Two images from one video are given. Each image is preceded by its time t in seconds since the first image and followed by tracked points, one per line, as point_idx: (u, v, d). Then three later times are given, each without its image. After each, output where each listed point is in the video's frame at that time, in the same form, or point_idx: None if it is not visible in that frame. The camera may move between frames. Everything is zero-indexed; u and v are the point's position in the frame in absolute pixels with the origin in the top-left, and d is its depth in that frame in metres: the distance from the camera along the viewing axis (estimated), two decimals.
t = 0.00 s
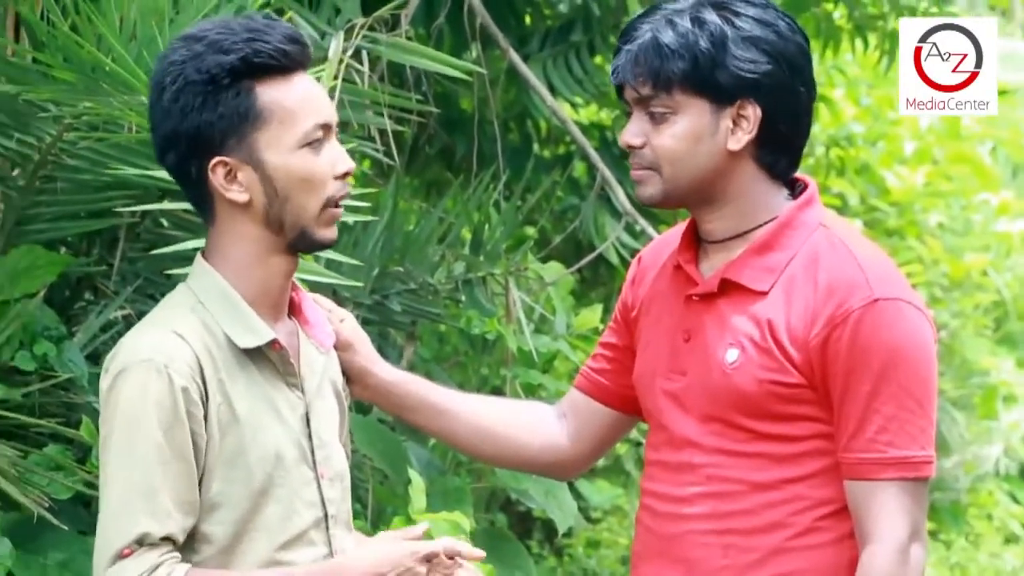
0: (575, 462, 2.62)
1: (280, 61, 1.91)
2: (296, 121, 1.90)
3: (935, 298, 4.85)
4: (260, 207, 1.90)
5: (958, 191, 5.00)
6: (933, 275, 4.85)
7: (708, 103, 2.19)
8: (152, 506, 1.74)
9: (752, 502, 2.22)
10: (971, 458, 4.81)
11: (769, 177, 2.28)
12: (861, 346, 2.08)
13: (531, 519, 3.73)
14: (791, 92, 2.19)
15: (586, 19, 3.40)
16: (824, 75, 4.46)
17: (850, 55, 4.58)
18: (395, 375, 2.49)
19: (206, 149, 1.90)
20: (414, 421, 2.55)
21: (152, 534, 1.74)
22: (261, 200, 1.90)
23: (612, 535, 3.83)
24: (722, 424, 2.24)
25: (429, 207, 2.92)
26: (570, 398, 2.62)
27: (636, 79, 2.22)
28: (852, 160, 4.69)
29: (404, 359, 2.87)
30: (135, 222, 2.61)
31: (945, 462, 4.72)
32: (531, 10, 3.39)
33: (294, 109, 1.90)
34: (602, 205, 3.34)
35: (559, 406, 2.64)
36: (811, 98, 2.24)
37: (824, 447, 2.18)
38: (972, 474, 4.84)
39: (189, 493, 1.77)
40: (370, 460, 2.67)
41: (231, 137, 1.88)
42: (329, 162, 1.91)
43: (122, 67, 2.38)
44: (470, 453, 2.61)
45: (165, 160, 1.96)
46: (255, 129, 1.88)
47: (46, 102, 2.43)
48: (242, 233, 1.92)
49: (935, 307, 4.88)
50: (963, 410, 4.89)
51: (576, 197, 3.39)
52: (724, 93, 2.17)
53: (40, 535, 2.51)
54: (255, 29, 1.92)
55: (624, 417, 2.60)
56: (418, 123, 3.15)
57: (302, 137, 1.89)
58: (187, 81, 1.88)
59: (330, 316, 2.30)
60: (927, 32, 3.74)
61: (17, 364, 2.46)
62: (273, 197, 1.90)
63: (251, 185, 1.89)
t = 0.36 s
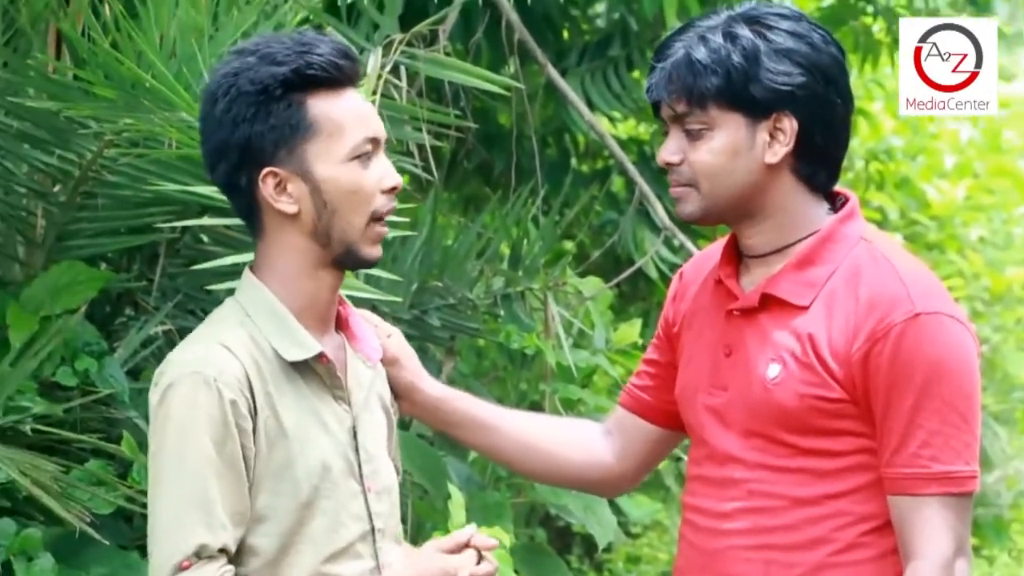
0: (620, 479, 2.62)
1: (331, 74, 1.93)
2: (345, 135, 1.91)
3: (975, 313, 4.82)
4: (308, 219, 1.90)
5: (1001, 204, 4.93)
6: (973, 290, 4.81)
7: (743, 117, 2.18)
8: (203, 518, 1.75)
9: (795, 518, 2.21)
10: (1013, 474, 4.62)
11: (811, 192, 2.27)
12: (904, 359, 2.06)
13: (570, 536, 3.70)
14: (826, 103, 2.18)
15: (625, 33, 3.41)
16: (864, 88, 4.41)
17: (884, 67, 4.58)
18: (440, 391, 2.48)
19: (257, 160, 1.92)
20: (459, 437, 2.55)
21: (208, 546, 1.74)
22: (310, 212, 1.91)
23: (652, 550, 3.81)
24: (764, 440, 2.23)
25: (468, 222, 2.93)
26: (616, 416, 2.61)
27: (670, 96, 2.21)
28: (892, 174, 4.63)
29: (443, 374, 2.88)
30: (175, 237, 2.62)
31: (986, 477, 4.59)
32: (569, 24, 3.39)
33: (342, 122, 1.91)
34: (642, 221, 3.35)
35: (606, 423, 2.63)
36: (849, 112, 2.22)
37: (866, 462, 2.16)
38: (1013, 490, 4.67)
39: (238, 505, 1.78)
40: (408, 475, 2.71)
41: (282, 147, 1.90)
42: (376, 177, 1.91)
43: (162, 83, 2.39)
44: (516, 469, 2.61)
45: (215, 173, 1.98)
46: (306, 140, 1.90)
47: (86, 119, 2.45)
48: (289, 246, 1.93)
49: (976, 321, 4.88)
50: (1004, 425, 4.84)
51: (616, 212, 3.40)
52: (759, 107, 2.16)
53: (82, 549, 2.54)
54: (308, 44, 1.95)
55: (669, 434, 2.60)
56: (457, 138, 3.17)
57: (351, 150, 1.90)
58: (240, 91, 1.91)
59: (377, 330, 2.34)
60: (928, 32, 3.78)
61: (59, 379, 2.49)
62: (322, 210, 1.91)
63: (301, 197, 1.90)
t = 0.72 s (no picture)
0: (669, 497, 2.60)
1: (386, 91, 1.96)
2: (398, 152, 1.93)
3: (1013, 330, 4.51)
4: (359, 233, 1.93)
5: None
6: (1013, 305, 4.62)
7: (783, 130, 2.17)
8: (240, 527, 1.79)
9: (831, 531, 2.20)
10: None
11: (851, 206, 2.25)
12: (939, 373, 2.06)
13: (604, 551, 3.64)
14: (868, 117, 2.17)
15: (659, 47, 3.41)
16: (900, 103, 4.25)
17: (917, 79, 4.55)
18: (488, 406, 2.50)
19: (311, 174, 1.95)
20: (506, 453, 2.56)
21: (246, 555, 1.78)
22: (361, 226, 1.93)
23: (687, 566, 3.76)
24: (800, 453, 2.22)
25: (502, 237, 2.94)
26: (661, 434, 2.60)
27: (711, 108, 2.22)
28: (927, 188, 4.50)
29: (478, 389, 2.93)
30: (211, 253, 2.65)
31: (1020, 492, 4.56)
32: (603, 40, 3.39)
33: (398, 138, 1.94)
34: (675, 236, 3.34)
35: (652, 441, 2.62)
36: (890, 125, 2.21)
37: (902, 475, 2.15)
38: None
39: (277, 515, 1.81)
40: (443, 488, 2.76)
41: (335, 162, 1.93)
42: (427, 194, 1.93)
43: (198, 98, 2.40)
44: (565, 487, 2.61)
45: (269, 187, 2.02)
46: (359, 154, 1.93)
47: (123, 136, 2.46)
48: (339, 260, 1.95)
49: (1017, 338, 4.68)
50: None
51: (650, 227, 3.40)
52: (799, 120, 2.16)
53: (119, 562, 2.55)
54: (365, 60, 1.98)
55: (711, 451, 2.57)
56: (491, 153, 3.18)
57: (404, 166, 1.93)
58: (296, 105, 1.95)
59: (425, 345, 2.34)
60: (927, 32, 3.54)
61: (94, 395, 2.51)
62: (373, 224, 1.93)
63: (352, 211, 1.93)
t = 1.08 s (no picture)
0: (677, 501, 2.61)
1: (398, 96, 1.96)
2: (410, 157, 1.93)
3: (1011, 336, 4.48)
4: (370, 238, 1.93)
5: None
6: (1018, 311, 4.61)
7: (795, 136, 2.18)
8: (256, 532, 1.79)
9: (839, 535, 2.20)
10: None
11: (862, 212, 2.26)
12: (948, 378, 2.06)
13: (611, 556, 3.60)
14: (879, 121, 2.18)
15: (667, 53, 3.41)
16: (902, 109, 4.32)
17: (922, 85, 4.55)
18: (500, 411, 2.50)
19: (321, 178, 1.95)
20: (517, 457, 2.56)
21: (260, 560, 1.78)
22: (371, 230, 1.93)
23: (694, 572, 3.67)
24: (807, 455, 2.22)
25: (510, 241, 2.94)
26: (671, 437, 2.60)
27: (722, 114, 2.23)
28: (934, 194, 4.54)
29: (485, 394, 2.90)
30: (217, 257, 2.65)
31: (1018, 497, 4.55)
32: (610, 45, 3.39)
33: (408, 144, 1.93)
34: (682, 240, 3.34)
35: (662, 444, 2.62)
36: (900, 128, 2.23)
37: (910, 479, 2.15)
38: None
39: (290, 519, 1.82)
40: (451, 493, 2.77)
41: (345, 167, 1.93)
42: (440, 199, 1.93)
43: (205, 103, 2.39)
44: (575, 490, 2.61)
45: (283, 190, 2.02)
46: (370, 159, 1.92)
47: (130, 140, 2.47)
48: (351, 265, 1.95)
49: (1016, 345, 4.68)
50: None
51: (657, 231, 3.40)
52: (810, 125, 2.17)
53: (125, 567, 2.54)
54: (379, 65, 1.98)
55: (721, 455, 2.57)
56: (498, 158, 3.19)
57: (415, 171, 1.93)
58: (309, 110, 1.95)
59: (436, 350, 2.34)
60: (926, 32, 3.32)
61: (100, 399, 2.50)
62: (383, 229, 1.93)
63: (362, 216, 1.93)
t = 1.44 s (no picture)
0: (642, 501, 2.62)
1: (358, 101, 1.94)
2: (369, 161, 1.92)
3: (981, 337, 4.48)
4: (328, 242, 1.93)
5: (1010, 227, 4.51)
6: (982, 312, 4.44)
7: (770, 140, 2.18)
8: (224, 539, 1.79)
9: (807, 535, 2.21)
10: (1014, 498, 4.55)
11: (833, 215, 2.26)
12: (918, 382, 2.06)
13: (579, 559, 3.57)
14: (853, 127, 2.18)
15: (636, 55, 3.42)
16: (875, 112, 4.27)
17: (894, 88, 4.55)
18: (465, 412, 2.50)
19: (280, 182, 1.95)
20: (483, 458, 2.56)
21: (228, 567, 1.78)
22: (329, 235, 1.93)
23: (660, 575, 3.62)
24: (776, 456, 2.23)
25: (479, 244, 2.95)
26: (637, 437, 2.61)
27: (697, 116, 2.22)
28: (902, 198, 4.48)
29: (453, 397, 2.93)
30: (185, 260, 2.64)
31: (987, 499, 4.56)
32: (580, 47, 3.42)
33: (368, 149, 1.92)
34: (651, 243, 3.34)
35: (629, 445, 2.62)
36: (874, 131, 2.22)
37: (878, 481, 2.16)
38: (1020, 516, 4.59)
39: (259, 526, 1.82)
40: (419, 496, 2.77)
41: (304, 171, 1.93)
42: (400, 205, 1.92)
43: (173, 105, 2.38)
44: (542, 491, 2.61)
45: (250, 190, 2.03)
46: (329, 164, 1.92)
47: (98, 142, 2.45)
48: (310, 268, 1.95)
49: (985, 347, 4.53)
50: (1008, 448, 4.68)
51: (626, 234, 3.39)
52: (785, 130, 2.16)
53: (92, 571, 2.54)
54: (344, 69, 1.96)
55: (688, 455, 2.58)
56: (467, 161, 3.19)
57: (374, 176, 1.92)
58: (268, 112, 1.94)
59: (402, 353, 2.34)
60: (927, 33, 3.31)
61: (67, 402, 2.50)
62: (341, 234, 1.93)
63: (320, 220, 1.93)
